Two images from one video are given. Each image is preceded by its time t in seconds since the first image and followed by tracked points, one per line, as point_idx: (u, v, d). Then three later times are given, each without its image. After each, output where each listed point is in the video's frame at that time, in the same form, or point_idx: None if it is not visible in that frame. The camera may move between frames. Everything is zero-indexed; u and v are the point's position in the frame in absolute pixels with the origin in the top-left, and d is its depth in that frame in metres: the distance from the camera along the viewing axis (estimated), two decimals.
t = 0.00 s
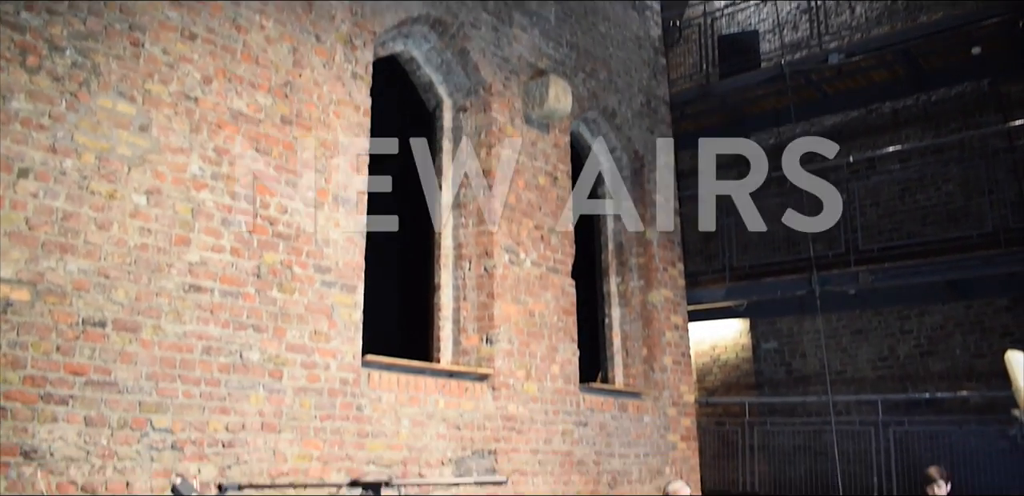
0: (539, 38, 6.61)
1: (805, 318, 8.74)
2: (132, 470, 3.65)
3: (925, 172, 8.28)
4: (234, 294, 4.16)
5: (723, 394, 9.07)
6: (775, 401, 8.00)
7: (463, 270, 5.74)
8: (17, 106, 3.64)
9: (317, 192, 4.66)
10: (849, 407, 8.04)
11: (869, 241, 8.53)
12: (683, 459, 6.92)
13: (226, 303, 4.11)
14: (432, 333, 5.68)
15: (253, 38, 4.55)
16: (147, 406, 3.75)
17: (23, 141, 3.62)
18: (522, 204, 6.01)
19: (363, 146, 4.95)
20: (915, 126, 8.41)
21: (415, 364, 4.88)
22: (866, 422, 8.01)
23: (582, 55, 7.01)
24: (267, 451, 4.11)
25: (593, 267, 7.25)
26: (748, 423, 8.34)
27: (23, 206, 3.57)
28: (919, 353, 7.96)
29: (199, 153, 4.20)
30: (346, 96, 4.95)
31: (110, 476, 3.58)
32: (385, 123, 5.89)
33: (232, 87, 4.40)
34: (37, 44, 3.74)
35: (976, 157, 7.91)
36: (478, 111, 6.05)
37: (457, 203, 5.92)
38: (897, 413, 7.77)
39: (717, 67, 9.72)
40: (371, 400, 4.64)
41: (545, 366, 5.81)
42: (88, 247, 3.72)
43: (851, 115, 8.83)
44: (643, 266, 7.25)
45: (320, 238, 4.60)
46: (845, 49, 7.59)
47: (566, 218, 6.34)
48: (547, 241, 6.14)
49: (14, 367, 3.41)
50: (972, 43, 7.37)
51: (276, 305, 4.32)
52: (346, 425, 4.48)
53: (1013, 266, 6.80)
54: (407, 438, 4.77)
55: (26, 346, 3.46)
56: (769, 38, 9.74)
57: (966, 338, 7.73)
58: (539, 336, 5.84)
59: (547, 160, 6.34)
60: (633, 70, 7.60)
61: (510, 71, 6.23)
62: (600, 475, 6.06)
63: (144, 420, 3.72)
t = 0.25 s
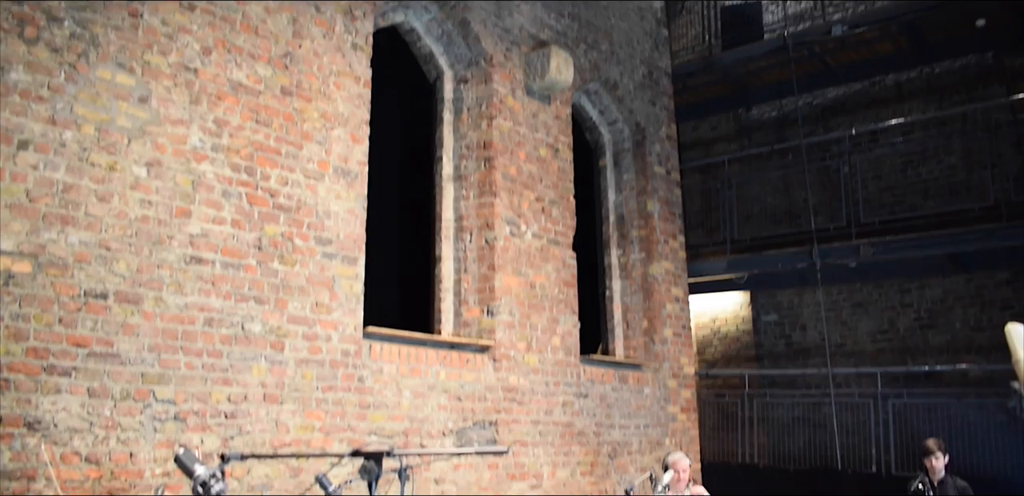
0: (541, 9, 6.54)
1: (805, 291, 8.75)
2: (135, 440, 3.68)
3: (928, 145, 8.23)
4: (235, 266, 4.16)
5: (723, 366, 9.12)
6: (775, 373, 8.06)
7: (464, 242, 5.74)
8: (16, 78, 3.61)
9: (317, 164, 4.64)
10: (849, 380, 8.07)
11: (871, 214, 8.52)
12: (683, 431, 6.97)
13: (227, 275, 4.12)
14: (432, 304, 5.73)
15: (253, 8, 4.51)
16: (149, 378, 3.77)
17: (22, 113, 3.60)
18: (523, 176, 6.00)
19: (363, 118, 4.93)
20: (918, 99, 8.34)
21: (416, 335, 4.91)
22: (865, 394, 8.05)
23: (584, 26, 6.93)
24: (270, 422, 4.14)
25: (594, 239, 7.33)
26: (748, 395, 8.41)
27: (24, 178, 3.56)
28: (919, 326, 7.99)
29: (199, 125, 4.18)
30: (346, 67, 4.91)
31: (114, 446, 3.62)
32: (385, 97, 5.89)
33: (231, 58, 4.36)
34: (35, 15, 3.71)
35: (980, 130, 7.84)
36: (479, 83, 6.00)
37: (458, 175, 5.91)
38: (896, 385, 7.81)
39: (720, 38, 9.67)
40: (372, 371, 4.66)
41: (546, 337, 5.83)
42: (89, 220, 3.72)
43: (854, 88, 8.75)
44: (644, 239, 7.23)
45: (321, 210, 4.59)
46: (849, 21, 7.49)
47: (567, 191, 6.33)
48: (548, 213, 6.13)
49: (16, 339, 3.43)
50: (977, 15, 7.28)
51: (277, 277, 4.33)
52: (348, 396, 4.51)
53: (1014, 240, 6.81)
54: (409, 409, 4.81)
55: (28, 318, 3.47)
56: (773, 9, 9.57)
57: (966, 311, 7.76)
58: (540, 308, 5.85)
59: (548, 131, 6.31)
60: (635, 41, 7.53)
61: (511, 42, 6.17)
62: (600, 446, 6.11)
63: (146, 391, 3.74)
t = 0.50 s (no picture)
0: None
1: (807, 266, 8.75)
2: (139, 414, 3.71)
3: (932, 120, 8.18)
4: (237, 241, 4.17)
5: (724, 340, 9.14)
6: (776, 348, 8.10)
7: (466, 217, 5.74)
8: (15, 52, 3.59)
9: (319, 138, 4.62)
10: (849, 354, 8.09)
11: (873, 189, 8.49)
12: (683, 405, 7.01)
13: (229, 250, 4.13)
14: (435, 279, 5.74)
15: None
16: (153, 352, 3.79)
17: (22, 88, 3.58)
18: (525, 150, 5.97)
19: (364, 92, 4.90)
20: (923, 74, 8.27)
21: (419, 310, 4.93)
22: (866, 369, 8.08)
23: None
24: (273, 396, 4.17)
25: (596, 214, 7.33)
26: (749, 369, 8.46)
27: (24, 153, 3.56)
28: (920, 301, 8.01)
29: (199, 99, 4.16)
30: (347, 41, 4.87)
31: (118, 420, 3.64)
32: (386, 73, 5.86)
33: (231, 32, 4.33)
34: None
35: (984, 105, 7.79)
36: (481, 56, 5.95)
37: (460, 149, 5.89)
38: (897, 361, 7.84)
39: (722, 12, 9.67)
40: (375, 345, 4.69)
41: (547, 312, 5.85)
42: (91, 194, 3.72)
43: (858, 62, 8.68)
44: (646, 213, 7.22)
45: (323, 185, 4.59)
46: None
47: (569, 165, 6.31)
48: (550, 188, 6.11)
49: (20, 314, 3.44)
50: None
51: (279, 252, 4.33)
52: (351, 370, 4.54)
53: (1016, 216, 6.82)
54: (411, 383, 4.84)
55: (31, 293, 3.48)
56: None
57: (967, 287, 7.76)
58: (542, 283, 5.86)
59: (550, 106, 6.27)
60: (638, 14, 7.46)
61: (513, 16, 6.11)
62: (601, 419, 6.15)
63: (150, 365, 3.77)
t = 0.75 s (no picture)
0: None
1: (809, 242, 8.74)
2: (143, 388, 3.73)
3: (936, 96, 8.13)
4: (239, 216, 4.17)
5: (726, 315, 9.15)
6: (778, 323, 8.13)
7: (468, 192, 5.72)
8: (14, 26, 3.57)
9: (320, 112, 4.60)
10: (850, 330, 8.11)
11: (876, 165, 8.46)
12: (684, 379, 7.04)
13: (231, 225, 4.13)
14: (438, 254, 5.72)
15: None
16: (156, 326, 3.81)
17: (22, 62, 3.57)
18: (527, 125, 5.95)
19: (365, 66, 4.87)
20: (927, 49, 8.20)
21: (421, 284, 4.94)
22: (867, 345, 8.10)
23: None
24: (275, 370, 4.20)
25: (598, 190, 7.31)
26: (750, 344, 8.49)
27: (25, 128, 3.55)
28: (922, 277, 8.01)
29: (200, 73, 4.13)
30: (348, 14, 4.83)
31: (122, 394, 3.67)
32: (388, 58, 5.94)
33: (231, 5, 4.30)
34: None
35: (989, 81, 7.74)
36: (483, 30, 5.91)
37: (461, 123, 5.86)
38: (898, 337, 7.85)
39: None
40: (377, 319, 4.71)
41: (549, 287, 5.86)
42: (92, 169, 3.72)
43: (862, 36, 8.60)
44: (649, 188, 7.20)
45: (324, 159, 4.58)
46: None
47: (571, 140, 6.29)
48: (552, 162, 6.09)
49: (23, 288, 3.46)
50: None
51: (281, 227, 4.34)
52: (353, 344, 4.56)
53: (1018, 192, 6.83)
54: (413, 358, 4.86)
55: (34, 268, 3.49)
56: None
57: (970, 263, 7.77)
58: (544, 257, 5.87)
59: (552, 80, 6.23)
60: None
61: None
62: (602, 393, 6.18)
63: (153, 339, 3.79)
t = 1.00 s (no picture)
0: None
1: (809, 217, 8.73)
2: (144, 363, 3.75)
3: (937, 71, 8.09)
4: (238, 190, 4.16)
5: (725, 291, 9.16)
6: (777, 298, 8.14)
7: (468, 166, 5.71)
8: None
9: (319, 86, 4.58)
10: (849, 305, 8.13)
11: (877, 140, 8.43)
12: (683, 354, 7.07)
13: (230, 199, 4.12)
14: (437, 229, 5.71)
15: None
16: (156, 301, 3.82)
17: (18, 36, 3.54)
18: (527, 99, 5.92)
19: (364, 40, 4.84)
20: (929, 24, 8.15)
21: (421, 259, 4.95)
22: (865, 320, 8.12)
23: None
24: (275, 345, 4.21)
25: (597, 165, 7.29)
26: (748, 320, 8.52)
27: (23, 102, 3.53)
28: (921, 253, 8.02)
29: (198, 47, 4.11)
30: None
31: (123, 369, 3.68)
32: (387, 44, 5.79)
33: None
34: None
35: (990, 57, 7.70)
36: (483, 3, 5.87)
37: (461, 97, 5.83)
38: (897, 312, 7.84)
39: None
40: (377, 294, 4.72)
41: (549, 262, 5.87)
42: (90, 144, 3.70)
43: (864, 11, 8.54)
44: (648, 163, 7.19)
45: (323, 134, 4.56)
46: None
47: (571, 115, 6.27)
48: (552, 137, 6.07)
49: (22, 263, 3.46)
50: None
51: (281, 201, 4.33)
52: (353, 319, 4.57)
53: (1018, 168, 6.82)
54: (413, 332, 4.88)
55: (33, 243, 3.49)
56: None
57: (969, 239, 7.77)
58: (544, 232, 5.87)
59: (552, 54, 6.19)
60: None
61: None
62: (601, 368, 6.21)
63: (153, 314, 3.80)
